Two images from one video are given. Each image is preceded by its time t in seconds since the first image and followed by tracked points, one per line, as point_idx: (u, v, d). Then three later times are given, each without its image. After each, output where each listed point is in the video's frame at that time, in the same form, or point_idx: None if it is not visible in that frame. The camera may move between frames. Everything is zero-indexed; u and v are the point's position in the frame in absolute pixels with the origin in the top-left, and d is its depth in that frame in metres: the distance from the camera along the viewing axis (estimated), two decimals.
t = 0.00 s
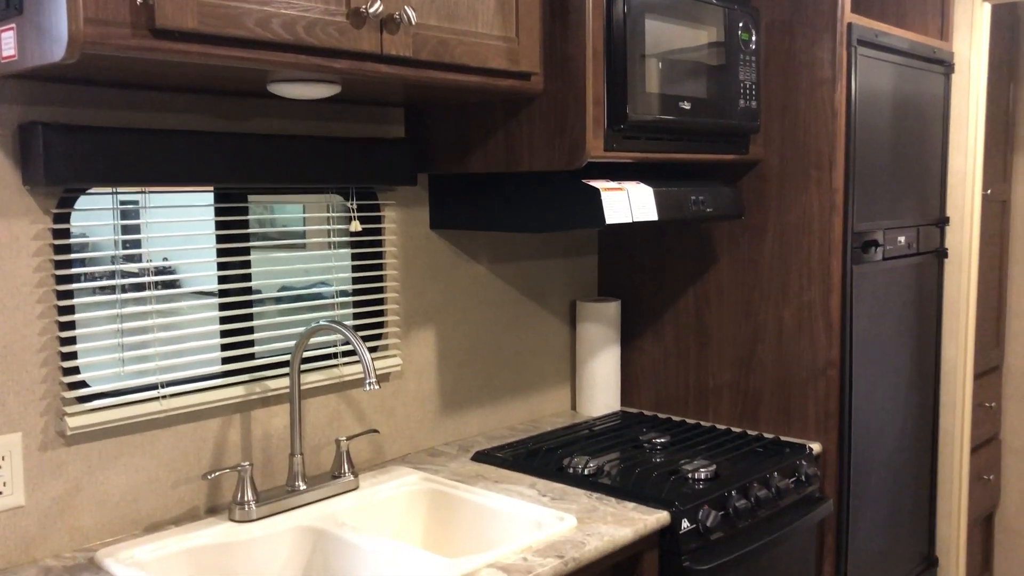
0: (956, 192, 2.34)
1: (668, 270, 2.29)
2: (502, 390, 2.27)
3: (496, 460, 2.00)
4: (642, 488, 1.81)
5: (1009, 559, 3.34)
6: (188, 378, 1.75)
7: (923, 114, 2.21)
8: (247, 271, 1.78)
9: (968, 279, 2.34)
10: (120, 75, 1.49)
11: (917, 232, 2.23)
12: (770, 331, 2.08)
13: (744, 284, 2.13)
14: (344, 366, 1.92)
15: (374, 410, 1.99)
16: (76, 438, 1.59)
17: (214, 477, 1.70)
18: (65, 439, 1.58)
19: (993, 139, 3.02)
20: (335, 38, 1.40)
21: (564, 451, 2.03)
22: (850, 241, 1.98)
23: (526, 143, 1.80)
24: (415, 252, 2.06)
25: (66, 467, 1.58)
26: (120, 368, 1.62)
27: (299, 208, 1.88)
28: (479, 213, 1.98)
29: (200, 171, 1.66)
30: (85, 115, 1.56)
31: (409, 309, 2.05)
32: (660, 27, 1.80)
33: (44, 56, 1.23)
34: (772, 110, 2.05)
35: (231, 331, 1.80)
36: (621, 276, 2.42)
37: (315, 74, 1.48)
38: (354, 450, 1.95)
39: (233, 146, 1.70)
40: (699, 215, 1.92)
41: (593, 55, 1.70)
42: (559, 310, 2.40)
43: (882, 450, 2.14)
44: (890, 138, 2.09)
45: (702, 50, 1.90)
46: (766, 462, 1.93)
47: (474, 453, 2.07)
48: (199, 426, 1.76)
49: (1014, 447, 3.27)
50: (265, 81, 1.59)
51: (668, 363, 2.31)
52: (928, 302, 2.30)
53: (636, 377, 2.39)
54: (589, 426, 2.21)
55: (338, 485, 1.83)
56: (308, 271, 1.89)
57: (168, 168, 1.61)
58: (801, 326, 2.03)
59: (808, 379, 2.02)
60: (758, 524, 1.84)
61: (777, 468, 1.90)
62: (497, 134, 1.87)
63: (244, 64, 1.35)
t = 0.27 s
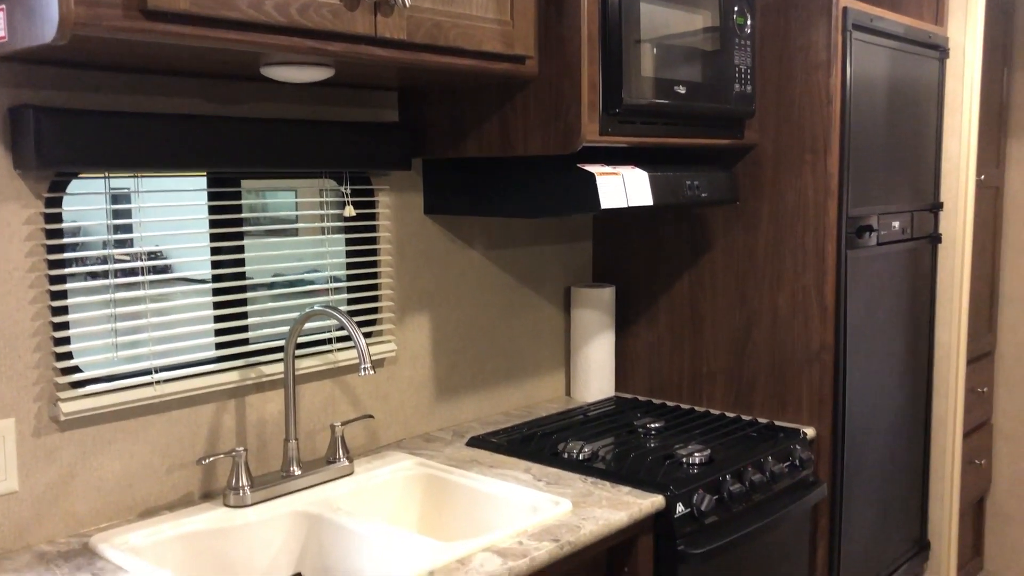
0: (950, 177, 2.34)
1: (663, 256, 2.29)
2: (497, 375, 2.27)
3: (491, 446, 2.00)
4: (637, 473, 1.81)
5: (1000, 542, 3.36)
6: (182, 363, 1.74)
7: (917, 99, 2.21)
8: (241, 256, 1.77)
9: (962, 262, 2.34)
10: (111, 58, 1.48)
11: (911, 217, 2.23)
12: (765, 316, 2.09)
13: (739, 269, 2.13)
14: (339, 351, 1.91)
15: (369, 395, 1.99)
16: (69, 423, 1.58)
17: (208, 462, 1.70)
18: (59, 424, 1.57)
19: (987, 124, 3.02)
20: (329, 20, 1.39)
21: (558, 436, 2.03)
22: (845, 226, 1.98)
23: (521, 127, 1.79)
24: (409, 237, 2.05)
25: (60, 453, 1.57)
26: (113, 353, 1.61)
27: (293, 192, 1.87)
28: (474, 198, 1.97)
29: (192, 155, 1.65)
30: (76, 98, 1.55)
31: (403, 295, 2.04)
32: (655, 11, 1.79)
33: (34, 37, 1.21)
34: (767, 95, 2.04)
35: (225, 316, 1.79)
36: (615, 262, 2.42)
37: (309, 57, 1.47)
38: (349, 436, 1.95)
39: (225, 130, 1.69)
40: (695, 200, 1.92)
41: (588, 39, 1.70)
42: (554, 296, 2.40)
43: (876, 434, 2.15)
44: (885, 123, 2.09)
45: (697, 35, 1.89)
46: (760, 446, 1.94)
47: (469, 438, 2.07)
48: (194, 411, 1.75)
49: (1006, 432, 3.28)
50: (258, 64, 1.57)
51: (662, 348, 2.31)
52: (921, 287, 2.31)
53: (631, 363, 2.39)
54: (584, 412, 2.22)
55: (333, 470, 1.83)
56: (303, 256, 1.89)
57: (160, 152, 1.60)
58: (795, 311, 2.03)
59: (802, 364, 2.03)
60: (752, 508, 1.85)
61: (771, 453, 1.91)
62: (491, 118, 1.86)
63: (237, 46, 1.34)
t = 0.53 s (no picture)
0: (944, 160, 2.34)
1: (657, 240, 2.29)
2: (491, 360, 2.27)
3: (486, 429, 2.00)
4: (632, 456, 1.81)
5: (992, 524, 3.39)
6: (176, 347, 1.74)
7: (912, 82, 2.21)
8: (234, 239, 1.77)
9: (956, 246, 2.34)
10: (102, 39, 1.46)
11: (905, 200, 2.23)
12: (759, 299, 2.09)
13: (733, 252, 2.13)
14: (333, 335, 1.91)
15: (363, 379, 1.99)
16: (63, 408, 1.57)
17: (203, 446, 1.69)
18: (52, 409, 1.56)
19: (980, 108, 3.02)
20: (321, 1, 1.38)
21: (553, 419, 2.03)
22: (839, 209, 1.98)
23: (515, 110, 1.79)
24: (403, 221, 2.05)
25: (54, 437, 1.57)
26: (106, 337, 1.60)
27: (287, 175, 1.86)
28: (468, 181, 1.96)
29: (185, 138, 1.63)
30: (67, 80, 1.53)
31: (397, 279, 2.04)
32: None
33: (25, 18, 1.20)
34: (762, 78, 2.04)
35: (218, 300, 1.78)
36: (610, 246, 2.42)
37: (301, 38, 1.45)
38: (344, 420, 1.95)
39: (218, 113, 1.68)
40: (689, 183, 1.92)
41: (583, 20, 1.69)
42: (548, 280, 2.40)
43: (869, 417, 2.16)
44: (879, 106, 2.09)
45: (692, 16, 1.88)
46: (754, 429, 1.94)
47: (464, 422, 2.07)
48: (188, 395, 1.75)
49: (997, 415, 3.31)
50: (251, 45, 1.56)
51: (656, 332, 2.31)
52: (915, 270, 2.31)
53: (625, 347, 2.39)
54: (578, 395, 2.22)
55: (328, 454, 1.83)
56: (296, 239, 1.88)
57: (152, 134, 1.59)
58: (789, 294, 2.03)
59: (796, 347, 2.03)
60: (747, 491, 1.85)
61: (765, 435, 1.91)
62: (485, 100, 1.85)
63: (229, 27, 1.33)
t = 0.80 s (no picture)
0: (936, 144, 2.34)
1: (650, 224, 2.29)
2: (483, 344, 2.27)
3: (478, 413, 2.00)
4: (624, 439, 1.82)
5: (982, 507, 3.41)
6: (166, 331, 1.73)
7: (904, 65, 2.20)
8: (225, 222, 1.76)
9: (948, 229, 2.34)
10: (89, 20, 1.44)
11: (898, 184, 2.23)
12: (751, 283, 2.09)
13: (725, 236, 2.13)
14: (325, 319, 1.90)
15: (355, 363, 1.98)
16: (53, 392, 1.56)
17: (194, 430, 1.69)
18: (42, 393, 1.55)
19: (972, 91, 3.02)
20: None
21: (546, 403, 2.03)
22: (832, 192, 1.98)
23: (507, 92, 1.78)
24: (395, 205, 2.04)
25: (44, 422, 1.56)
26: (96, 322, 1.59)
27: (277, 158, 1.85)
28: (460, 165, 1.96)
29: (174, 120, 1.62)
30: (54, 61, 1.51)
31: (389, 263, 2.03)
32: None
33: None
34: (755, 61, 2.03)
35: (209, 284, 1.78)
36: (602, 230, 2.41)
37: (290, 19, 1.44)
38: (336, 404, 1.95)
39: (207, 95, 1.66)
40: (682, 166, 1.91)
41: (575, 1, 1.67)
42: (540, 265, 2.39)
43: (861, 400, 2.17)
44: (872, 89, 2.09)
45: None
46: (746, 412, 1.95)
47: (456, 406, 2.07)
48: (179, 380, 1.74)
49: (987, 399, 3.33)
50: (240, 27, 1.54)
51: (649, 316, 2.31)
52: (907, 253, 2.32)
53: (618, 331, 2.39)
54: (571, 379, 2.22)
55: (320, 438, 1.83)
56: (287, 223, 1.87)
57: (140, 115, 1.58)
58: (781, 277, 2.04)
59: (788, 331, 2.04)
60: (738, 473, 1.86)
61: (757, 418, 1.92)
62: (477, 83, 1.84)
63: (217, 8, 1.31)
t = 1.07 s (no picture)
0: (927, 128, 2.34)
1: (641, 208, 2.28)
2: (474, 329, 2.26)
3: (470, 398, 2.00)
4: (615, 422, 1.82)
5: (971, 489, 3.44)
6: (155, 317, 1.72)
7: (895, 48, 2.20)
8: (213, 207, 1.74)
9: (938, 213, 2.35)
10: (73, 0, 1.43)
11: (888, 167, 2.23)
12: (742, 266, 2.09)
13: (716, 220, 2.12)
14: (315, 305, 1.89)
15: (346, 348, 1.98)
16: (40, 377, 1.55)
17: (184, 416, 1.68)
18: (30, 379, 1.54)
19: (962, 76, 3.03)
20: None
21: (537, 388, 2.03)
22: (822, 175, 1.98)
23: (497, 75, 1.76)
24: (385, 189, 2.03)
25: (32, 408, 1.55)
26: (84, 307, 1.58)
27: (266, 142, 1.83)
28: (450, 149, 1.95)
29: (161, 103, 1.60)
30: (38, 43, 1.49)
31: (379, 248, 2.02)
32: None
33: None
34: (746, 43, 2.02)
35: (197, 270, 1.76)
36: (593, 215, 2.41)
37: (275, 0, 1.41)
38: (326, 389, 1.94)
39: (194, 78, 1.65)
40: (673, 149, 1.91)
41: None
42: (531, 250, 2.39)
43: (851, 383, 2.17)
44: (862, 72, 2.08)
45: None
46: (736, 396, 1.95)
47: (447, 391, 2.07)
48: (168, 365, 1.73)
49: (976, 383, 3.35)
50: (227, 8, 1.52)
51: (640, 301, 2.31)
52: (897, 237, 2.32)
53: (609, 316, 2.39)
54: (562, 364, 2.22)
55: (310, 423, 1.82)
56: (276, 207, 1.86)
57: (126, 97, 1.55)
58: (772, 261, 2.04)
59: (779, 314, 2.04)
60: (729, 457, 1.86)
61: (747, 402, 1.92)
62: (467, 66, 1.82)
63: None
